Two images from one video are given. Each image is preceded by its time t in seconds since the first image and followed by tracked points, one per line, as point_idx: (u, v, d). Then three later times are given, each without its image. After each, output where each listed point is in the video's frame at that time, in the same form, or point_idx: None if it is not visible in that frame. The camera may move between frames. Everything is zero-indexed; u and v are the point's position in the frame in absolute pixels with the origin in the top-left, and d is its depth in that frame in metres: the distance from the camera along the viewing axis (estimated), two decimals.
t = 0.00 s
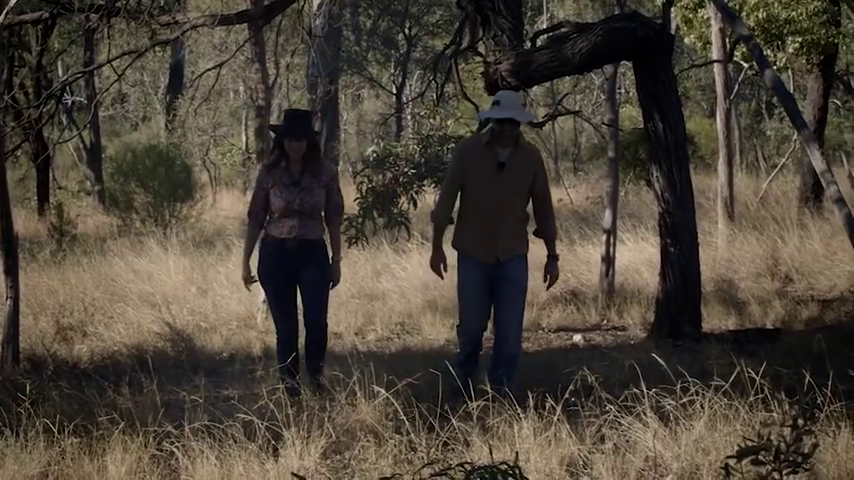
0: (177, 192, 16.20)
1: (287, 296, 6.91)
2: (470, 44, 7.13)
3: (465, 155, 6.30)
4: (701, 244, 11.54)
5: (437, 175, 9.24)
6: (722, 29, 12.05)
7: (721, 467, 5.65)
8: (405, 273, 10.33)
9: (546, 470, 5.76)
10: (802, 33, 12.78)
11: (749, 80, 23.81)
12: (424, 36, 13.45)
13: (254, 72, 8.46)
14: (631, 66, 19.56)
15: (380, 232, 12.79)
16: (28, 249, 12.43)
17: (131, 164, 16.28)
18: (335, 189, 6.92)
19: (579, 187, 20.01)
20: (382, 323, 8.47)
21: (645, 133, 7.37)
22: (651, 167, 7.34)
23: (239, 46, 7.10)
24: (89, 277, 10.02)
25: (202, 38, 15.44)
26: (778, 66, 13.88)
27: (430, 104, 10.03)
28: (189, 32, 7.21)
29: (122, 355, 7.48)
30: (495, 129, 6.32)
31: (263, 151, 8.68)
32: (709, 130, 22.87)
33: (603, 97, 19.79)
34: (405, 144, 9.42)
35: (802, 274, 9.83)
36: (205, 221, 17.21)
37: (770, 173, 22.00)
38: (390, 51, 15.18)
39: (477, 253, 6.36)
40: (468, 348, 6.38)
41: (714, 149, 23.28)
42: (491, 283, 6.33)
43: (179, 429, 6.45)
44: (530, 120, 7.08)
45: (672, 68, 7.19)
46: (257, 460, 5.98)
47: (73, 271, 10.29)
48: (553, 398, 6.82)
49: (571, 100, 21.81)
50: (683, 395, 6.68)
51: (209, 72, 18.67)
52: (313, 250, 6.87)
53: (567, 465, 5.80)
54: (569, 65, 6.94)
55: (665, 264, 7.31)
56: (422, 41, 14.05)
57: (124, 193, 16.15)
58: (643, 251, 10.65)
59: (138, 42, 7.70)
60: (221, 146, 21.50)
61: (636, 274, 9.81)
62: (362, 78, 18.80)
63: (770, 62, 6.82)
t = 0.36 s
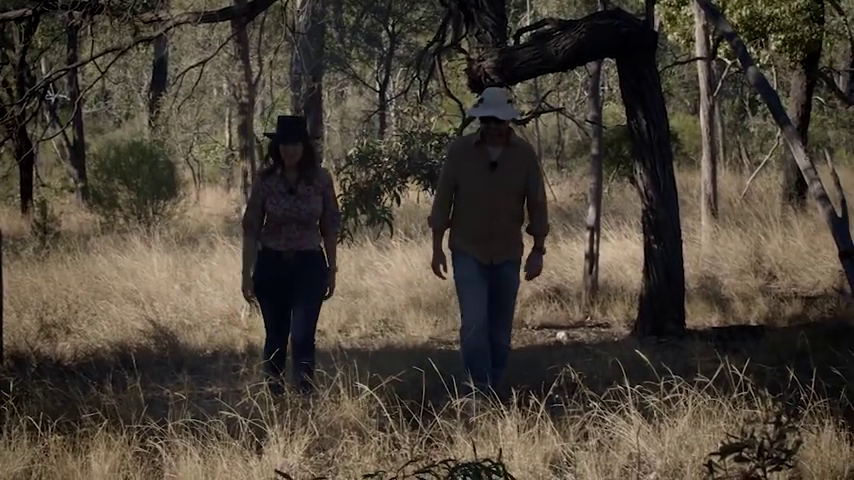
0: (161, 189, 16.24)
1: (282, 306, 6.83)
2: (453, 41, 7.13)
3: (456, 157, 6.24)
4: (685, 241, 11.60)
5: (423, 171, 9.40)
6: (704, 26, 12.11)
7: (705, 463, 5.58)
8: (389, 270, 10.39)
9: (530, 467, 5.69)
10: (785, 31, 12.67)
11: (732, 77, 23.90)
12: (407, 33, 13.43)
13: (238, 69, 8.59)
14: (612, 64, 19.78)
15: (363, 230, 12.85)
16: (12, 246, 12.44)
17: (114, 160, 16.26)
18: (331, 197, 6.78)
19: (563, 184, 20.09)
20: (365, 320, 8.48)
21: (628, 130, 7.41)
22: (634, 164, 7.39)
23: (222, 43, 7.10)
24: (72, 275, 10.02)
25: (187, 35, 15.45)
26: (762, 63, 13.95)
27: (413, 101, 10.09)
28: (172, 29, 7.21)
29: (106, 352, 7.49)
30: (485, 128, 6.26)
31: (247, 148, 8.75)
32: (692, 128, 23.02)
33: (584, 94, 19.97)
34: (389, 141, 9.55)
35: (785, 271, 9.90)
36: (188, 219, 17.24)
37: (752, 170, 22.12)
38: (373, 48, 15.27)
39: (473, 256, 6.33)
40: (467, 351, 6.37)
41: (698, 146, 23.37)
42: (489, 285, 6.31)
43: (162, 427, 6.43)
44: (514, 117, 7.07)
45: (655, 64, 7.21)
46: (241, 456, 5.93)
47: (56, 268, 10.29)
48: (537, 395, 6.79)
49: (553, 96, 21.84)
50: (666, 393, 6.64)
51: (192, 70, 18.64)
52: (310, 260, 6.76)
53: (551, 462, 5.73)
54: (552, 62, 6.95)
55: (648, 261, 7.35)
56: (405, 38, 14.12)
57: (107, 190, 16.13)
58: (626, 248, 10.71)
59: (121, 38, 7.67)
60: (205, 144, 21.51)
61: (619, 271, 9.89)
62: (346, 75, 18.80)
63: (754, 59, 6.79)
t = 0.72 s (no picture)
0: (147, 186, 16.29)
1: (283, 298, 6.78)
2: (440, 38, 7.11)
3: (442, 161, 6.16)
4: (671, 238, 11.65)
5: (410, 167, 9.78)
6: (690, 23, 11.96)
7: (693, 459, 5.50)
8: (376, 267, 10.43)
9: (517, 464, 5.59)
10: (772, 27, 12.72)
11: (719, 74, 23.95)
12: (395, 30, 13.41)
13: (224, 67, 8.82)
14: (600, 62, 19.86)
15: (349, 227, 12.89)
16: None
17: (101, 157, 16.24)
18: (329, 186, 6.78)
19: (551, 181, 20.14)
20: (353, 317, 8.50)
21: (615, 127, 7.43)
22: (620, 161, 7.42)
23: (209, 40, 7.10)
24: (59, 272, 10.03)
25: (175, 32, 15.47)
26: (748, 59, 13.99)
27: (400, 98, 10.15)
28: (159, 26, 7.20)
29: (93, 349, 7.50)
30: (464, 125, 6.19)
31: (234, 144, 8.77)
32: (679, 125, 23.12)
33: (572, 91, 20.03)
34: (376, 139, 9.89)
35: (772, 268, 9.93)
36: (174, 216, 17.28)
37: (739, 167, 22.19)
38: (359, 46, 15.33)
39: (473, 256, 6.23)
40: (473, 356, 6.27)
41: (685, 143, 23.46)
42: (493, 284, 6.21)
43: (149, 423, 6.41)
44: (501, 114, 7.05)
45: (642, 60, 7.24)
46: (227, 452, 5.90)
47: (43, 266, 10.30)
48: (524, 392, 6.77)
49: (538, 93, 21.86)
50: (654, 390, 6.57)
51: (181, 67, 18.63)
52: (310, 249, 6.76)
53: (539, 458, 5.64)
54: (539, 59, 6.97)
55: (634, 257, 7.40)
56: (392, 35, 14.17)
57: (94, 187, 16.12)
58: (612, 245, 10.76)
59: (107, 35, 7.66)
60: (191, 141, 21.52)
61: (606, 267, 9.93)
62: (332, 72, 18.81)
63: (739, 56, 7.02)
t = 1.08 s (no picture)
0: (136, 184, 16.31)
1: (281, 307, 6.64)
2: (429, 36, 7.12)
3: (441, 157, 6.09)
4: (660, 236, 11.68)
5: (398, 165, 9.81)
6: (681, 20, 11.85)
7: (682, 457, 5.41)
8: (365, 264, 10.44)
9: (506, 462, 5.50)
10: (762, 24, 12.69)
11: (708, 71, 23.98)
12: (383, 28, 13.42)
13: (213, 64, 8.80)
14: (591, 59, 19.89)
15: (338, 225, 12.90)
16: None
17: (90, 155, 16.21)
18: (323, 195, 6.61)
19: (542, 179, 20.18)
20: (342, 314, 8.51)
21: (605, 125, 7.51)
22: (610, 158, 7.47)
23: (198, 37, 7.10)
24: (48, 270, 10.02)
25: (167, 30, 15.46)
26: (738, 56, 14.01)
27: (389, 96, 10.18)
28: (148, 23, 7.20)
29: (82, 347, 7.49)
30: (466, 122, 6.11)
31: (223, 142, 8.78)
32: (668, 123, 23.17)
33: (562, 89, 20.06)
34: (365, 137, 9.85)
35: (761, 265, 9.95)
36: (164, 214, 17.29)
37: (728, 164, 22.22)
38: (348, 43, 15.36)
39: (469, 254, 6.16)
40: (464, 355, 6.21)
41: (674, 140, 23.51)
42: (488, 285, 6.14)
43: (139, 421, 6.38)
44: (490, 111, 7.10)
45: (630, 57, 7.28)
46: (216, 450, 5.85)
47: (33, 263, 10.29)
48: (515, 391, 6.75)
49: (527, 91, 21.84)
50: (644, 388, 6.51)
51: (171, 65, 18.64)
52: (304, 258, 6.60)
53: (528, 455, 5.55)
54: (528, 56, 6.99)
55: (624, 255, 7.47)
56: (380, 33, 14.19)
57: (83, 184, 16.10)
58: (602, 243, 10.78)
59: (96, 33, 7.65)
60: (181, 139, 21.51)
61: (595, 265, 9.95)
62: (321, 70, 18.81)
63: (728, 54, 7.01)
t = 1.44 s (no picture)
0: (127, 183, 16.33)
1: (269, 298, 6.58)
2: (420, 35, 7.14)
3: (462, 154, 6.00)
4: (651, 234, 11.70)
5: (390, 164, 9.85)
6: (670, 20, 11.85)
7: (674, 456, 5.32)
8: (356, 263, 10.47)
9: (497, 462, 5.41)
10: (752, 24, 12.72)
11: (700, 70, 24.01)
12: (374, 28, 13.44)
13: (204, 64, 8.81)
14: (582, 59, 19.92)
15: (330, 225, 12.93)
16: None
17: (82, 154, 16.20)
18: (315, 185, 6.59)
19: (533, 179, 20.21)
20: (333, 313, 8.53)
21: (595, 124, 7.55)
22: (601, 158, 7.52)
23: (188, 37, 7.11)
24: (39, 270, 10.03)
25: (158, 30, 15.48)
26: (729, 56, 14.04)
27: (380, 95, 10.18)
28: (139, 23, 7.21)
29: (72, 347, 7.50)
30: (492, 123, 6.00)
31: (213, 141, 8.81)
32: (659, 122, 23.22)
33: (552, 88, 20.12)
34: (356, 135, 9.94)
35: (752, 265, 9.96)
36: (154, 214, 17.29)
37: (720, 164, 22.24)
38: (339, 43, 15.40)
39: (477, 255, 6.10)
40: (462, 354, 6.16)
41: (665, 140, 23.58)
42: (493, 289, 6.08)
43: (129, 421, 6.35)
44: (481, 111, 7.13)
45: (619, 58, 7.34)
46: (206, 449, 5.81)
47: (24, 263, 10.29)
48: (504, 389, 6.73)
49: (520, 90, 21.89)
50: (634, 388, 6.47)
51: (162, 64, 18.65)
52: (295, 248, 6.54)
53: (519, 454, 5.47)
54: (519, 55, 7.01)
55: (615, 254, 7.51)
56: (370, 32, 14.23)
57: (74, 184, 16.11)
58: (593, 242, 10.80)
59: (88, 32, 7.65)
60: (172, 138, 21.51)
61: (586, 264, 9.98)
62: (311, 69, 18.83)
63: (719, 53, 6.99)
